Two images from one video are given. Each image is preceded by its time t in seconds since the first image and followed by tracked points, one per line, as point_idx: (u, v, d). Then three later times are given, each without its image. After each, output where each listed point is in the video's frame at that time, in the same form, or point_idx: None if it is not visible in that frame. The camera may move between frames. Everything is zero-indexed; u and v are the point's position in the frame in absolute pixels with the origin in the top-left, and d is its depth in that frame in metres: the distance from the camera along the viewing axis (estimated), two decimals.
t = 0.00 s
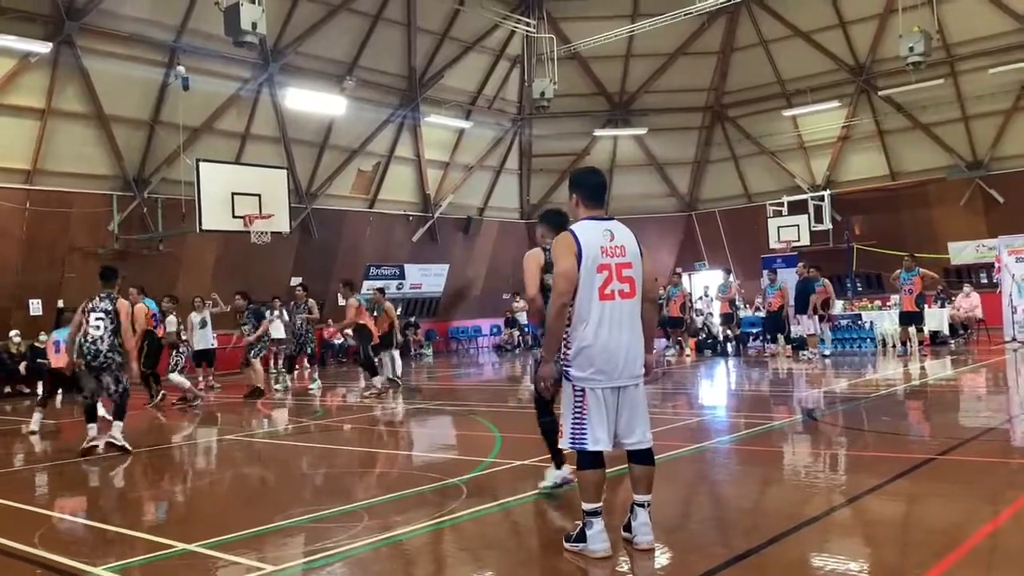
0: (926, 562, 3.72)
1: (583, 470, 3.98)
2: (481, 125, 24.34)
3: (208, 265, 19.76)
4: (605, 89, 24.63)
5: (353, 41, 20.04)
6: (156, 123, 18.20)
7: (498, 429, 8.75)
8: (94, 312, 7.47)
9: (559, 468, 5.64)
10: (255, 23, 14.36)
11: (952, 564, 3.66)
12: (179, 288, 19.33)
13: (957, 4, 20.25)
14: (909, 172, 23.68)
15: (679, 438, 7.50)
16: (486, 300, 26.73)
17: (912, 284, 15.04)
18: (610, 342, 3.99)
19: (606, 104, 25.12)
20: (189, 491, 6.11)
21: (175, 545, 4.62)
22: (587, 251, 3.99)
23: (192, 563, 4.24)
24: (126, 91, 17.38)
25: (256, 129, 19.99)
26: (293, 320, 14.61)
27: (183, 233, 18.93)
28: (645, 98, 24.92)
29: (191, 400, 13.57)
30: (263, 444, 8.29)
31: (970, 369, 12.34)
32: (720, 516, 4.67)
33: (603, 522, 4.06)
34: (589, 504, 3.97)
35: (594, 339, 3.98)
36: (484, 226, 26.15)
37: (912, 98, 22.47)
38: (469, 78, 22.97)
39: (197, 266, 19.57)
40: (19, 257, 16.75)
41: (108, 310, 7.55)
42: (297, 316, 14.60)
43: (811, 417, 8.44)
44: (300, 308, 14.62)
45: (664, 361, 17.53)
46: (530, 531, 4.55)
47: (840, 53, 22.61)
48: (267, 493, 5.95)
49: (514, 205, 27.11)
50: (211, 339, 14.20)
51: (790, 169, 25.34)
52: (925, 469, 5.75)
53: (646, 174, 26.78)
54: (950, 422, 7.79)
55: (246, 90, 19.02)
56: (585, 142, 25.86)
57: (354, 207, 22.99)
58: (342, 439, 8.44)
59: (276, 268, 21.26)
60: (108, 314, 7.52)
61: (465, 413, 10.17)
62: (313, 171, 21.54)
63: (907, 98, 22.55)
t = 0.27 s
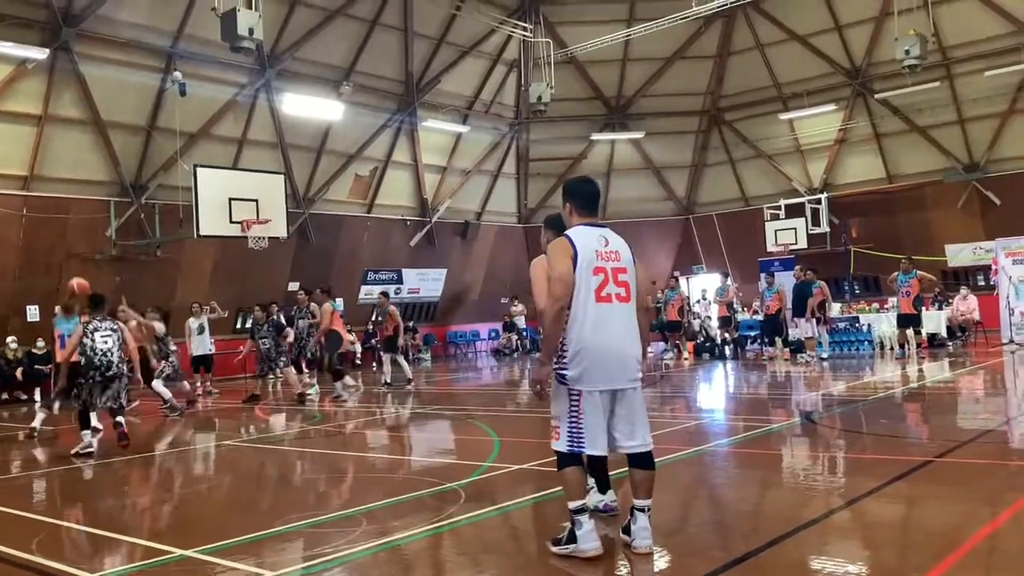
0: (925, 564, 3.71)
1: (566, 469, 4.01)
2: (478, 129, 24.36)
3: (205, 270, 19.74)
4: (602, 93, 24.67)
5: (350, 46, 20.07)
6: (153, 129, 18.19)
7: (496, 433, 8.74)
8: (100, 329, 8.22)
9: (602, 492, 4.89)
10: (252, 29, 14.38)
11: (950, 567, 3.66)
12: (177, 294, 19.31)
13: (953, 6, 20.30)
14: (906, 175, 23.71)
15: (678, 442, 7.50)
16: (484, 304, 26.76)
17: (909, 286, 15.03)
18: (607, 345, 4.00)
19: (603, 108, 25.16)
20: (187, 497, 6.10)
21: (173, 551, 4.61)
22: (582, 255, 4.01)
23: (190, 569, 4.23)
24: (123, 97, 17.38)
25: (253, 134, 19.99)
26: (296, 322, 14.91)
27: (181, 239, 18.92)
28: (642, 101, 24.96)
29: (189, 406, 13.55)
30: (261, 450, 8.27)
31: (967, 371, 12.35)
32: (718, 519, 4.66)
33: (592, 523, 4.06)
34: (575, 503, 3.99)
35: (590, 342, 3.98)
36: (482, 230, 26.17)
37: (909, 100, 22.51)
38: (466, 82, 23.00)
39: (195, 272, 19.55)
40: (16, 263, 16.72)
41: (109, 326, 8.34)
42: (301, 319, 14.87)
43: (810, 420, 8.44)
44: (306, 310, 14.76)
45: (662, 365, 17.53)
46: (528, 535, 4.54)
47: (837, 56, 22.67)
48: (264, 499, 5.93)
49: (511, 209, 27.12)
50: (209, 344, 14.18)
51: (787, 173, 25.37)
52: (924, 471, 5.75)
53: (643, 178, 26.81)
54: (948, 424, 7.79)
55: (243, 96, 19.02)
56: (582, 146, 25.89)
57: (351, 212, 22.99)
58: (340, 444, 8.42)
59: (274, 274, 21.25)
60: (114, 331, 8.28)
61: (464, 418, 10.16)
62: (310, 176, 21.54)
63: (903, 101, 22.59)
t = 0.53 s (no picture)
0: (921, 566, 3.72)
1: (550, 478, 3.99)
2: (475, 132, 24.38)
3: (202, 273, 19.72)
4: (599, 96, 24.71)
5: (347, 50, 20.08)
6: (150, 133, 18.17)
7: (493, 436, 8.73)
8: (111, 330, 9.15)
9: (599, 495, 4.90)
10: (248, 32, 14.39)
11: (946, 568, 3.67)
12: (173, 297, 19.28)
13: (949, 10, 20.36)
14: (902, 177, 23.77)
15: (675, 444, 7.51)
16: (481, 307, 26.76)
17: (905, 289, 15.04)
18: (580, 350, 4.00)
19: (600, 111, 25.20)
20: (183, 500, 6.09)
21: (170, 555, 4.60)
22: (551, 260, 4.01)
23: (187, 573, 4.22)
24: (120, 101, 17.37)
25: (250, 138, 19.98)
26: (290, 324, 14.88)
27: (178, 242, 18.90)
28: (638, 104, 25.01)
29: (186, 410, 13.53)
30: (258, 453, 8.26)
31: (964, 373, 12.38)
32: (714, 522, 4.66)
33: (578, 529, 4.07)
34: (560, 511, 3.99)
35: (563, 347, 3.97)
36: (479, 233, 26.20)
37: (905, 103, 22.56)
38: (463, 85, 23.02)
39: (192, 275, 19.53)
40: (12, 267, 16.69)
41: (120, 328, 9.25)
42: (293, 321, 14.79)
43: (806, 423, 8.45)
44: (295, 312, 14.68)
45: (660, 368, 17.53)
46: (525, 538, 4.54)
47: (832, 59, 22.73)
48: (261, 502, 5.93)
49: (508, 212, 27.13)
50: (205, 348, 14.15)
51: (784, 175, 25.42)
52: (920, 473, 5.76)
53: (640, 181, 26.84)
54: (944, 427, 7.80)
55: (240, 99, 19.02)
56: (579, 149, 25.92)
57: (349, 215, 22.99)
58: (337, 448, 8.42)
59: (271, 277, 21.24)
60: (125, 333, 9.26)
61: (461, 421, 10.15)
62: (307, 180, 21.54)
63: (899, 104, 22.64)
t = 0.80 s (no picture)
0: (918, 568, 3.72)
1: (544, 482, 3.99)
2: (472, 134, 24.40)
3: (199, 275, 19.70)
4: (596, 98, 24.74)
5: (345, 51, 20.08)
6: (147, 134, 18.15)
7: (489, 438, 8.73)
8: (130, 324, 9.90)
9: (596, 497, 4.89)
10: (246, 34, 14.37)
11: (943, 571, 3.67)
12: (170, 299, 19.26)
13: (945, 13, 20.42)
14: (899, 180, 23.83)
15: (671, 446, 7.51)
16: (478, 309, 26.77)
17: (902, 291, 15.14)
18: (558, 349, 4.02)
19: (597, 113, 25.23)
20: (180, 502, 6.08)
21: (166, 557, 4.59)
22: (528, 262, 4.01)
23: None
24: (117, 102, 17.35)
25: (247, 139, 19.97)
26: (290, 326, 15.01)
27: (174, 244, 18.88)
28: (636, 106, 25.05)
29: (183, 411, 13.51)
30: (254, 454, 8.25)
31: (960, 376, 12.40)
32: (711, 524, 4.67)
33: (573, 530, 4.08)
34: (556, 514, 4.00)
35: (542, 349, 3.98)
36: (476, 234, 26.23)
37: (902, 106, 22.60)
38: (460, 87, 23.04)
39: (188, 277, 19.50)
40: (9, 268, 16.65)
41: (138, 321, 10.00)
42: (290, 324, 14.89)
43: (802, 425, 8.46)
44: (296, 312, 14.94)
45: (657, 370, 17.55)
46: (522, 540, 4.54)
47: (829, 62, 22.77)
48: (258, 504, 5.92)
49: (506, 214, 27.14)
50: (202, 349, 14.12)
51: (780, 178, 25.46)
52: (916, 475, 5.78)
53: (637, 183, 26.87)
54: (939, 429, 7.81)
55: (237, 100, 18.99)
56: (576, 152, 25.96)
57: (346, 217, 23.00)
58: (333, 449, 8.40)
59: (267, 278, 21.22)
60: (141, 325, 10.01)
61: (458, 423, 10.15)
62: (304, 181, 21.54)
63: (896, 107, 22.68)
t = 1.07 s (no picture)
0: (915, 570, 3.73)
1: (531, 482, 4.00)
2: (470, 135, 24.41)
3: (195, 275, 19.68)
4: (594, 99, 24.75)
5: (342, 51, 20.07)
6: (144, 134, 18.13)
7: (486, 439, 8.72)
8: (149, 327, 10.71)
9: (592, 497, 4.91)
10: (244, 34, 14.36)
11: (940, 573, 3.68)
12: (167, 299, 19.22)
13: (942, 16, 20.47)
14: (895, 183, 23.88)
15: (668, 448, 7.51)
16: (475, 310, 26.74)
17: (897, 293, 15.15)
18: (534, 353, 4.09)
19: (594, 114, 25.24)
20: (176, 502, 6.07)
21: (162, 557, 4.58)
22: (507, 265, 4.07)
23: None
24: (114, 102, 17.32)
25: (244, 139, 19.94)
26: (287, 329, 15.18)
27: (171, 244, 18.85)
28: (633, 108, 25.07)
29: (178, 412, 13.48)
30: (250, 455, 8.24)
31: (956, 378, 12.42)
32: (708, 526, 4.67)
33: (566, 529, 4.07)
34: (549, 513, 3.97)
35: (519, 351, 4.04)
36: (473, 235, 26.23)
37: (898, 109, 22.65)
38: (458, 88, 23.04)
39: (185, 277, 19.47)
40: (5, 268, 16.61)
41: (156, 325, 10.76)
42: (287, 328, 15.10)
43: (798, 426, 8.46)
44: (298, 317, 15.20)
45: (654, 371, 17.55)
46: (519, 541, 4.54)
47: (826, 64, 22.82)
48: (254, 504, 5.91)
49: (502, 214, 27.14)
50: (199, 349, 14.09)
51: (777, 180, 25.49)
52: (912, 477, 5.79)
53: (634, 184, 26.87)
54: (935, 431, 7.83)
55: (234, 100, 18.97)
56: (573, 153, 25.98)
57: (343, 217, 22.99)
58: (330, 450, 8.40)
59: (264, 279, 21.19)
60: (158, 328, 10.75)
61: (454, 424, 10.14)
62: (301, 181, 21.52)
63: (892, 109, 22.72)
